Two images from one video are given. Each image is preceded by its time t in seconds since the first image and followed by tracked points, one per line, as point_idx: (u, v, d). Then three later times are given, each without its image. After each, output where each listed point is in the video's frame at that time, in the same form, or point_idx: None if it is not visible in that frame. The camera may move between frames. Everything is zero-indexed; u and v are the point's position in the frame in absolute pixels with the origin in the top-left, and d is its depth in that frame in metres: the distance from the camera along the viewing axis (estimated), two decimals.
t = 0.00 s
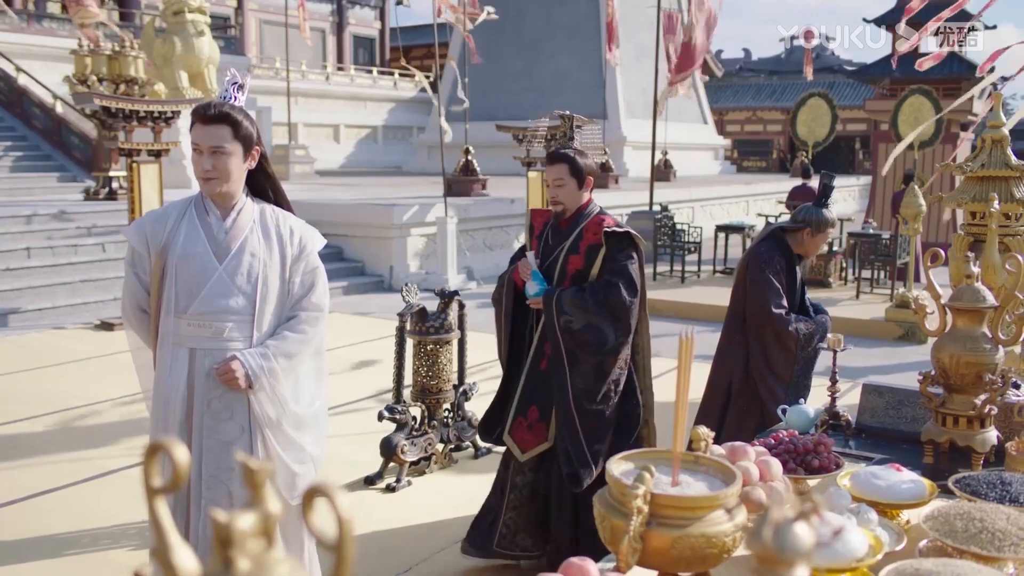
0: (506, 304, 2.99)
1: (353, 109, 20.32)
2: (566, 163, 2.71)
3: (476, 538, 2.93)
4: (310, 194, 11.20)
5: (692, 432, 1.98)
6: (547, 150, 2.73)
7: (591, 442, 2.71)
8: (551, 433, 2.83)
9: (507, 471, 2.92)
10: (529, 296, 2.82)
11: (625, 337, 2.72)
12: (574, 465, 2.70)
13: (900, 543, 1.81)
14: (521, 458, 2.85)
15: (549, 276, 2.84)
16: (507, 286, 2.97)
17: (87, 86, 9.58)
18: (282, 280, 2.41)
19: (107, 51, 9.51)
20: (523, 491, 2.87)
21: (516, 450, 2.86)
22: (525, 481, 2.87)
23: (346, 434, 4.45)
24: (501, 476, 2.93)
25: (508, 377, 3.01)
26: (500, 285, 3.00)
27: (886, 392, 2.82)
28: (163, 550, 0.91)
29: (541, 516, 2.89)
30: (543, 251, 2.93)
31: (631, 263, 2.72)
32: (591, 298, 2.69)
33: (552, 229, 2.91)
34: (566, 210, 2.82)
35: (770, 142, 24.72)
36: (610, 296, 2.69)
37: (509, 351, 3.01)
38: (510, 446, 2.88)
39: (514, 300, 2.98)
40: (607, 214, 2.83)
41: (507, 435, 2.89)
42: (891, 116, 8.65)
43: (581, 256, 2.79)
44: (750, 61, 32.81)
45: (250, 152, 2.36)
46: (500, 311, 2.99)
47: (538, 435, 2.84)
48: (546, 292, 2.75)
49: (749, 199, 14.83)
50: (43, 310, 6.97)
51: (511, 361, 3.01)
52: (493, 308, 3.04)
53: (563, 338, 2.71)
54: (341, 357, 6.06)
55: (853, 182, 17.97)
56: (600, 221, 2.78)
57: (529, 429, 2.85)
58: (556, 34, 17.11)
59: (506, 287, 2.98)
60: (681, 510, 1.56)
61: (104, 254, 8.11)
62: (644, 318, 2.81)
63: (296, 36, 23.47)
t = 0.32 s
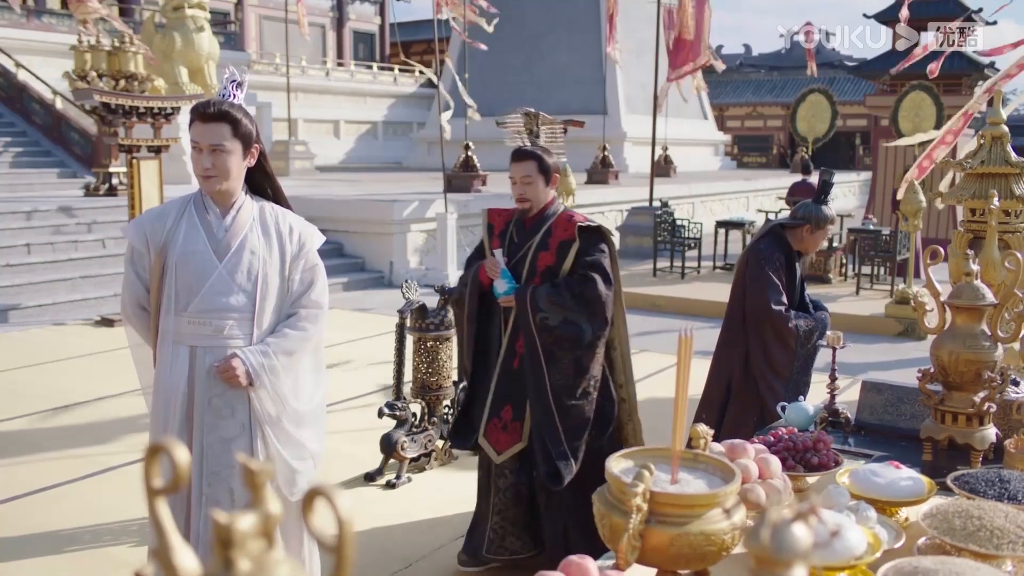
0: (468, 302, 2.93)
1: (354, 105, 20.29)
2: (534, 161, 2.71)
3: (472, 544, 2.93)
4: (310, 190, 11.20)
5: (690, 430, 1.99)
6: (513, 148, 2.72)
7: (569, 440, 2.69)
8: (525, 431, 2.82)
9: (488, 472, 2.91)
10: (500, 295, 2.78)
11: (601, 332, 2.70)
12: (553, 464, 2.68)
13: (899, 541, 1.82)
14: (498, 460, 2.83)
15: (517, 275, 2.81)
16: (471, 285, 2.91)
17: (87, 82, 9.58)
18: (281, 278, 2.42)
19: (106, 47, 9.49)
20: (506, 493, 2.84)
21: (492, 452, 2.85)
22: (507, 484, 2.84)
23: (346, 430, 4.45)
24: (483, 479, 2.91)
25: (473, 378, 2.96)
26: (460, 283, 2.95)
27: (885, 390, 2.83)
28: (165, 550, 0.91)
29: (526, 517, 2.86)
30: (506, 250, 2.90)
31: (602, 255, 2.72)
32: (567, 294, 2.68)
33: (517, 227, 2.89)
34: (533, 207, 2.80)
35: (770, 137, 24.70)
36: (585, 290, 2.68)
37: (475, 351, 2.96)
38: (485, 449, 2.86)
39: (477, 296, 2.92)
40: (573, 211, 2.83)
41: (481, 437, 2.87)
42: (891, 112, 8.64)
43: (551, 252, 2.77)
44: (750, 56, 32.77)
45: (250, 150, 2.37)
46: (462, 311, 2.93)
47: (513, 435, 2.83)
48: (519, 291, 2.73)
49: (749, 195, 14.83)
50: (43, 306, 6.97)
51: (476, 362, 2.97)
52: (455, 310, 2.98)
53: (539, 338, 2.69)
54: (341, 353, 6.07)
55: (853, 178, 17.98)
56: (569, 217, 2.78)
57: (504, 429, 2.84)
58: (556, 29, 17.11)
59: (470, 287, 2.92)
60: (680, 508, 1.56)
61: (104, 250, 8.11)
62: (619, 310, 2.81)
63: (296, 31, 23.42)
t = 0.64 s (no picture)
0: (430, 294, 2.83)
1: (354, 100, 20.26)
2: (501, 154, 2.65)
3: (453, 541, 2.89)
4: (310, 185, 11.20)
5: (689, 427, 2.00)
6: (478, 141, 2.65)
7: (545, 431, 2.68)
8: (498, 426, 2.76)
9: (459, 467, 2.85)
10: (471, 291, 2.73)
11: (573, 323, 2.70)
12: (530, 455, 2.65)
13: (898, 538, 1.82)
14: (472, 455, 2.77)
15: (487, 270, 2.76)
16: (435, 279, 2.82)
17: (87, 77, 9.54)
18: (280, 275, 2.42)
19: (106, 42, 9.46)
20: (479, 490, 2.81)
21: (464, 447, 2.79)
22: (480, 480, 2.80)
23: (346, 426, 4.46)
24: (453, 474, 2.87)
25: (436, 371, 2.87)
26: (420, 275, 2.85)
27: (885, 386, 2.83)
28: (166, 550, 0.90)
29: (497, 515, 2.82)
30: (470, 242, 2.84)
31: (570, 243, 2.73)
32: (542, 286, 2.68)
33: (480, 219, 2.84)
34: (500, 200, 2.76)
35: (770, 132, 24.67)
36: (560, 283, 2.69)
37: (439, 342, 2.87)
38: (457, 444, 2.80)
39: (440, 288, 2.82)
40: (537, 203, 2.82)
41: (453, 433, 2.81)
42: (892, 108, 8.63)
43: (521, 244, 2.75)
44: (751, 51, 32.73)
45: (249, 148, 2.37)
46: (422, 303, 2.83)
47: (485, 430, 2.77)
48: (492, 285, 2.69)
49: (749, 190, 14.82)
50: (43, 301, 6.98)
51: (441, 357, 2.88)
52: (413, 302, 2.86)
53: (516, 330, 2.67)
54: (342, 348, 6.07)
55: (853, 172, 17.98)
56: (538, 209, 2.77)
57: (477, 424, 2.78)
58: (556, 24, 17.10)
59: (434, 279, 2.82)
60: (680, 504, 1.57)
61: (104, 245, 8.11)
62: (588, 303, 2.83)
63: (295, 26, 23.39)
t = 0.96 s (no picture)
0: (414, 295, 2.73)
1: (354, 93, 20.22)
2: (487, 153, 2.60)
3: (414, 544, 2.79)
4: (309, 180, 11.18)
5: (688, 423, 2.00)
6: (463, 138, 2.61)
7: (525, 434, 2.63)
8: (478, 427, 2.69)
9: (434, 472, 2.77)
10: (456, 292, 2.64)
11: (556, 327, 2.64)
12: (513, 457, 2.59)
13: (896, 534, 1.82)
14: (451, 458, 2.69)
15: (469, 271, 2.70)
16: (419, 279, 2.73)
17: (87, 71, 9.60)
18: (280, 270, 2.42)
19: (105, 36, 9.47)
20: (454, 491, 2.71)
21: (445, 450, 2.71)
22: (453, 483, 2.71)
23: (345, 421, 4.47)
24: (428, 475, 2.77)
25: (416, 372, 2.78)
26: (404, 277, 2.75)
27: (883, 382, 2.84)
28: (168, 548, 0.91)
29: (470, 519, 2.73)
30: (453, 242, 2.77)
31: (555, 245, 2.68)
32: (527, 289, 2.61)
33: (463, 219, 2.77)
34: (485, 200, 2.70)
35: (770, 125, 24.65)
36: (545, 286, 2.63)
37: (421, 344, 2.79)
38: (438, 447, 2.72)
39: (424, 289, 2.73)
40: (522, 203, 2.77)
41: (433, 436, 2.73)
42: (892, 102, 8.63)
43: (507, 246, 2.70)
44: (751, 45, 32.68)
45: (248, 144, 2.37)
46: (407, 305, 2.73)
47: (464, 433, 2.70)
48: (476, 286, 2.62)
49: (749, 183, 14.80)
50: (43, 296, 6.98)
51: (423, 359, 2.79)
52: (396, 302, 2.76)
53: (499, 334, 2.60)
54: (341, 343, 6.08)
55: (853, 166, 17.97)
56: (523, 209, 2.71)
57: (458, 427, 2.70)
58: (556, 18, 17.08)
59: (417, 280, 2.73)
60: (679, 500, 1.58)
61: (104, 239, 8.11)
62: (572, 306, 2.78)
63: (295, 20, 23.33)
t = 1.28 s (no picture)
0: (403, 292, 2.74)
1: (353, 87, 20.17)
2: (480, 150, 2.56)
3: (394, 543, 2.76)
4: (309, 173, 11.17)
5: (688, 419, 2.01)
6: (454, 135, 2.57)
7: (509, 439, 2.60)
8: (465, 430, 2.66)
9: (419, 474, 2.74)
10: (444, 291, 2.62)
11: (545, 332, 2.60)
12: (497, 462, 2.57)
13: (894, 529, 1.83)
14: (436, 460, 2.65)
15: (459, 270, 2.69)
16: (408, 275, 2.73)
17: (87, 65, 9.59)
18: (281, 266, 2.43)
19: (105, 29, 9.45)
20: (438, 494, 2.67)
21: (429, 451, 2.67)
22: (439, 486, 2.66)
23: (346, 415, 4.47)
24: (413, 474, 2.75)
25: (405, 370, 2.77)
26: (394, 273, 2.76)
27: (883, 377, 2.84)
28: (168, 547, 0.91)
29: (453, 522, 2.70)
30: (445, 240, 2.76)
31: (548, 246, 2.64)
32: (516, 291, 2.58)
33: (456, 215, 2.76)
34: (478, 196, 2.67)
35: (770, 119, 24.61)
36: (534, 287, 2.60)
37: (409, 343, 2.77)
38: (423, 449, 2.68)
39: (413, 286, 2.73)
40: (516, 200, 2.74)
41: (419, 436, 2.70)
42: (893, 95, 8.61)
43: (497, 246, 2.68)
44: (751, 38, 32.62)
45: (249, 139, 2.37)
46: (396, 301, 2.74)
47: (449, 435, 2.66)
48: (463, 286, 2.59)
49: (749, 177, 14.79)
50: (43, 290, 6.98)
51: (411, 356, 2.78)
52: (385, 299, 2.77)
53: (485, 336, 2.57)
54: (341, 337, 6.08)
55: (853, 160, 17.95)
56: (516, 208, 2.69)
57: (444, 428, 2.67)
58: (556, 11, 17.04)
59: (406, 276, 2.73)
60: (677, 496, 1.58)
61: (104, 233, 8.12)
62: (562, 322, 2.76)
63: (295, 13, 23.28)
